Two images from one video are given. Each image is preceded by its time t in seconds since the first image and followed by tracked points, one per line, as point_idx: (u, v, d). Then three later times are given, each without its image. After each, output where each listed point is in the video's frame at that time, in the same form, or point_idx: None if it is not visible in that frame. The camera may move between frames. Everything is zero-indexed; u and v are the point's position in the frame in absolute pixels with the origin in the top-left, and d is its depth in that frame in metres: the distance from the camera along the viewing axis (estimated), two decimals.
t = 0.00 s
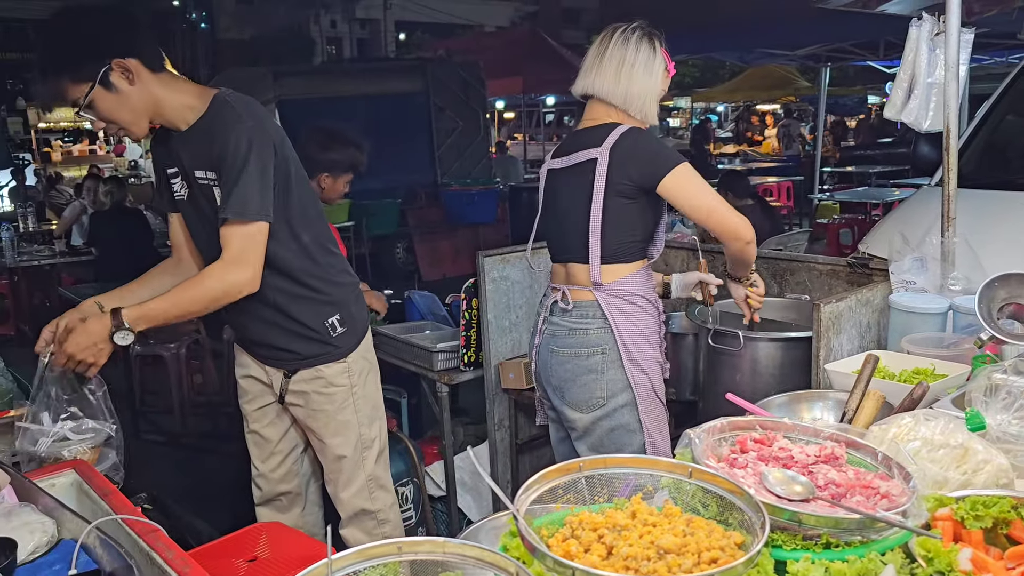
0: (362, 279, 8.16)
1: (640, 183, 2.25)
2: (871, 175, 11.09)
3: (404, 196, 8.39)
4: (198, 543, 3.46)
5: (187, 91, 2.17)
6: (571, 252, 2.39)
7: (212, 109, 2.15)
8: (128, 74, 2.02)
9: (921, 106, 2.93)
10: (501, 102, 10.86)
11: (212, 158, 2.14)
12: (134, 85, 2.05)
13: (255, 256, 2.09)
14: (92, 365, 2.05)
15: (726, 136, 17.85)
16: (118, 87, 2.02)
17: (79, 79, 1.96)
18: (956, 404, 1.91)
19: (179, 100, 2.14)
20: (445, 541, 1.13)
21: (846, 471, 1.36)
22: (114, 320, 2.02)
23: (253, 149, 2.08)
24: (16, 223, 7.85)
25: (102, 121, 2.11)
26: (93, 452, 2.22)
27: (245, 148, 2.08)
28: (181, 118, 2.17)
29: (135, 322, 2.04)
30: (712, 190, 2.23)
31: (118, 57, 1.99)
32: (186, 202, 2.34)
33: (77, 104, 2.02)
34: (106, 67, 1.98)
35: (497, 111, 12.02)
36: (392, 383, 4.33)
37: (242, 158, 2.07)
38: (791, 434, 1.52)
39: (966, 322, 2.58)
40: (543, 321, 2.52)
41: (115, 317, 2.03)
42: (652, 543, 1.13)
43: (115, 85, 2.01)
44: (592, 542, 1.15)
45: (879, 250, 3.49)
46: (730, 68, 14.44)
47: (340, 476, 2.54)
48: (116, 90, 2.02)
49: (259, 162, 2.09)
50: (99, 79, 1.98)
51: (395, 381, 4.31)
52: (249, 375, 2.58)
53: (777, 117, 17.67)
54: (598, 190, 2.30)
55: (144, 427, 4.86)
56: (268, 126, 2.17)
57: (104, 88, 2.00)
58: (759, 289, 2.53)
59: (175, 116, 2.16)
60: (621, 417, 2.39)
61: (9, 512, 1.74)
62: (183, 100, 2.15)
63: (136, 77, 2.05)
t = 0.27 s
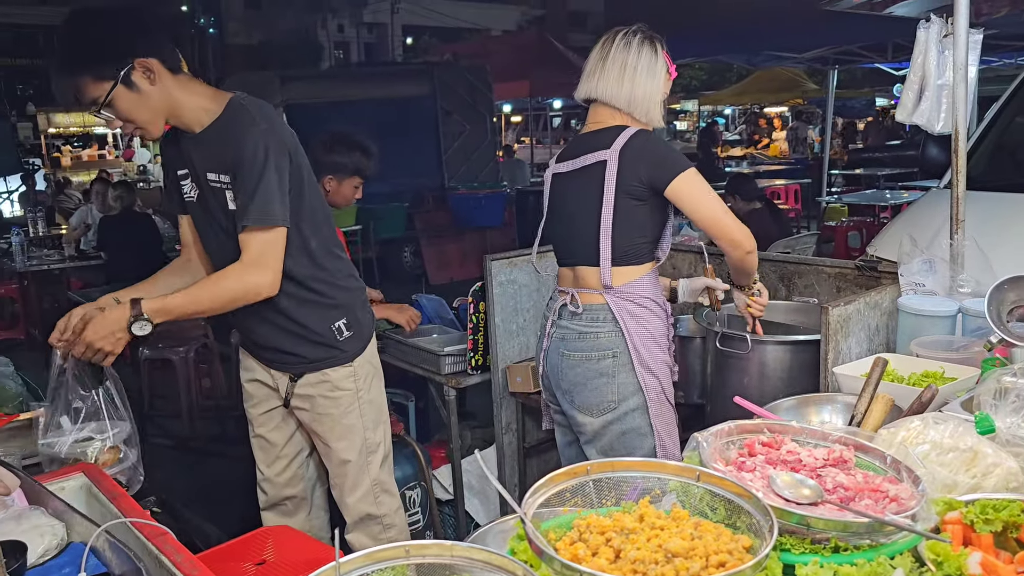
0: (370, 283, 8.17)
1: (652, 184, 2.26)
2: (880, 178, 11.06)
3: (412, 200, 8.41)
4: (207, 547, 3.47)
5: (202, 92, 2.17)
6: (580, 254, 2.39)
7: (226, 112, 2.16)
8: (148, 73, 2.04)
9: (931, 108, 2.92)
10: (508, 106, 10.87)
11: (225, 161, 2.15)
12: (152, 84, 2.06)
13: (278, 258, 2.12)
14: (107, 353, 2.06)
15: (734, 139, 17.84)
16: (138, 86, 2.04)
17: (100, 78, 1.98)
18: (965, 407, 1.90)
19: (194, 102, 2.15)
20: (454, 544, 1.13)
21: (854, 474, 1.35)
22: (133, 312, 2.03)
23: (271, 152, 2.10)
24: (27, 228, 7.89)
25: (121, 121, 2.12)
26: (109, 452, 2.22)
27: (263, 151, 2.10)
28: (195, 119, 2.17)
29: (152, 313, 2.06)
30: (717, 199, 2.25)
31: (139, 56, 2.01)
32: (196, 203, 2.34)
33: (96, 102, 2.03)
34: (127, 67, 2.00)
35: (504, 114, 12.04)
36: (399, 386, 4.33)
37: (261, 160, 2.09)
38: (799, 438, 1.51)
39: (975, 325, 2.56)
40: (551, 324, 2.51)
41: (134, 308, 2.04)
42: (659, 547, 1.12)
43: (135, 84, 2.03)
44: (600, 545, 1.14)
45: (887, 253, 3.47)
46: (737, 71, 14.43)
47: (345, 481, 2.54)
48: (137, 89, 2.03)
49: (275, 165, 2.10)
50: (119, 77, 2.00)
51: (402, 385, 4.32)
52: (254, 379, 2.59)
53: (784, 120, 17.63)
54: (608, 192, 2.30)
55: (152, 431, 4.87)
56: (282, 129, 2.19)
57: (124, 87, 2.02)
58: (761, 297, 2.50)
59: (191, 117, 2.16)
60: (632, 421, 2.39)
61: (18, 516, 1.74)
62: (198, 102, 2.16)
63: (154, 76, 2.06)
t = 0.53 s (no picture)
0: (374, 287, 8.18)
1: (653, 189, 2.26)
2: (885, 182, 11.04)
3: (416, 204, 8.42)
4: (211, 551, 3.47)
5: (218, 92, 2.19)
6: (582, 260, 2.39)
7: (241, 114, 2.17)
8: (171, 72, 2.07)
9: (933, 113, 2.92)
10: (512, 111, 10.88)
11: (242, 162, 2.16)
12: (172, 83, 2.09)
13: (316, 268, 2.17)
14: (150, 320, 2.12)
15: (737, 143, 17.83)
16: (160, 86, 2.07)
17: (124, 77, 2.00)
18: (970, 412, 1.90)
19: (211, 101, 2.17)
20: (457, 549, 1.13)
21: (859, 479, 1.35)
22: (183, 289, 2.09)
23: (296, 153, 2.13)
24: (32, 233, 7.91)
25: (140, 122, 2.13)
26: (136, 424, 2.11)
27: (288, 152, 2.12)
28: (211, 120, 2.18)
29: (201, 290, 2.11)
30: (715, 205, 2.25)
31: (163, 56, 2.04)
32: (204, 204, 2.35)
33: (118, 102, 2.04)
34: (149, 67, 2.02)
35: (508, 119, 12.04)
36: (404, 391, 4.33)
37: (287, 163, 2.11)
38: (803, 442, 1.51)
39: (979, 330, 2.57)
40: (554, 329, 2.51)
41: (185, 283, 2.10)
42: (664, 552, 1.12)
43: (157, 84, 2.06)
44: (604, 551, 1.14)
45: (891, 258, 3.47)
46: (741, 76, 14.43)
47: (352, 484, 2.53)
48: (159, 89, 2.07)
49: (295, 169, 2.12)
50: (142, 77, 2.02)
51: (406, 389, 4.32)
52: (255, 385, 2.58)
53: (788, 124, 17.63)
54: (609, 198, 2.30)
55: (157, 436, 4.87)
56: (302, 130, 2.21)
57: (147, 86, 2.04)
58: (765, 301, 2.50)
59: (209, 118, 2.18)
60: (636, 426, 2.39)
61: (24, 520, 1.75)
62: (215, 101, 2.17)
63: (174, 75, 2.09)
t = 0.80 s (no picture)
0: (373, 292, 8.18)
1: (650, 194, 2.26)
2: (883, 187, 11.05)
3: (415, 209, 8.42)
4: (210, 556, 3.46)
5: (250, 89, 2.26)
6: (581, 264, 2.39)
7: (276, 109, 2.25)
8: (220, 70, 2.13)
9: (933, 118, 2.92)
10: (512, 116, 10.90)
11: (279, 154, 2.23)
12: (220, 81, 2.15)
13: (360, 253, 2.29)
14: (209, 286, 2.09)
15: (736, 148, 17.85)
16: (212, 84, 2.12)
17: (184, 75, 2.05)
18: (970, 417, 1.90)
19: (247, 98, 2.24)
20: (457, 553, 1.13)
21: (859, 484, 1.35)
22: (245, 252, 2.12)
23: (339, 148, 2.24)
24: (32, 238, 7.91)
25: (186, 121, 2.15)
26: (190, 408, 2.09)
27: (333, 147, 2.23)
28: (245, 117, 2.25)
29: (262, 260, 2.16)
30: (712, 212, 2.24)
31: (217, 55, 2.11)
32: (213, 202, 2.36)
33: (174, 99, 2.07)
34: (207, 66, 2.08)
35: (507, 124, 12.06)
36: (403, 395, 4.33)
37: (333, 157, 2.22)
38: (803, 447, 1.51)
39: (979, 334, 2.57)
40: (552, 335, 2.51)
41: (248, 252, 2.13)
42: (663, 557, 1.12)
43: (211, 82, 2.11)
44: (603, 555, 1.14)
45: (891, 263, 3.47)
46: (739, 81, 14.46)
47: (375, 474, 2.52)
48: (212, 86, 2.12)
49: (339, 160, 2.24)
50: (201, 76, 2.07)
51: (405, 394, 4.31)
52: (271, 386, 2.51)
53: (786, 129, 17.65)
54: (607, 202, 2.30)
55: (156, 441, 4.87)
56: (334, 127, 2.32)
57: (203, 85, 2.09)
58: (774, 306, 2.50)
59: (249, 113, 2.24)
60: (634, 431, 2.39)
61: (23, 525, 1.74)
62: (249, 98, 2.24)
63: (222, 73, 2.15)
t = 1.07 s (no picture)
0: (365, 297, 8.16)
1: (643, 200, 2.27)
2: (875, 194, 11.09)
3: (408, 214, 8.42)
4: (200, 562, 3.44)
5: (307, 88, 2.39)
6: (573, 270, 2.39)
7: (331, 108, 2.35)
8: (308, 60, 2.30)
9: (925, 124, 2.93)
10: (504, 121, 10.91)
11: (340, 151, 2.32)
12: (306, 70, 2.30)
13: (410, 245, 2.43)
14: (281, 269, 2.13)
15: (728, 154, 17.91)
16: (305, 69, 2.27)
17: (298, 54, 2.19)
18: (961, 421, 1.90)
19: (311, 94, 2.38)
20: (450, 559, 1.13)
21: (852, 488, 1.35)
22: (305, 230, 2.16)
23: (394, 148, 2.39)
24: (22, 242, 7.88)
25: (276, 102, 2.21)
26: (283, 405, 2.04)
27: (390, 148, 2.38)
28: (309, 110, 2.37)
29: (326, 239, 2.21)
30: (704, 218, 2.24)
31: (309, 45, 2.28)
32: (251, 199, 2.36)
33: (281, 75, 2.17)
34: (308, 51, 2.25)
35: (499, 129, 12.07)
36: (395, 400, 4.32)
37: (390, 156, 2.37)
38: (795, 451, 1.51)
39: (970, 340, 2.58)
40: (544, 340, 2.51)
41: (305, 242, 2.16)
42: (656, 561, 1.12)
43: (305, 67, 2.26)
44: (596, 560, 1.14)
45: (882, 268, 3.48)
46: (731, 88, 14.52)
47: (404, 474, 2.55)
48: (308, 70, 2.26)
49: (397, 157, 2.38)
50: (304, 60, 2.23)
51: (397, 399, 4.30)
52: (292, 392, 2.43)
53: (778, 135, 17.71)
54: (600, 208, 2.30)
55: (146, 446, 4.84)
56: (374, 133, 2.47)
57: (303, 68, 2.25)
58: (771, 314, 2.49)
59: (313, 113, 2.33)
60: (627, 437, 2.39)
61: (11, 531, 1.73)
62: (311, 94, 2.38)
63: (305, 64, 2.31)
